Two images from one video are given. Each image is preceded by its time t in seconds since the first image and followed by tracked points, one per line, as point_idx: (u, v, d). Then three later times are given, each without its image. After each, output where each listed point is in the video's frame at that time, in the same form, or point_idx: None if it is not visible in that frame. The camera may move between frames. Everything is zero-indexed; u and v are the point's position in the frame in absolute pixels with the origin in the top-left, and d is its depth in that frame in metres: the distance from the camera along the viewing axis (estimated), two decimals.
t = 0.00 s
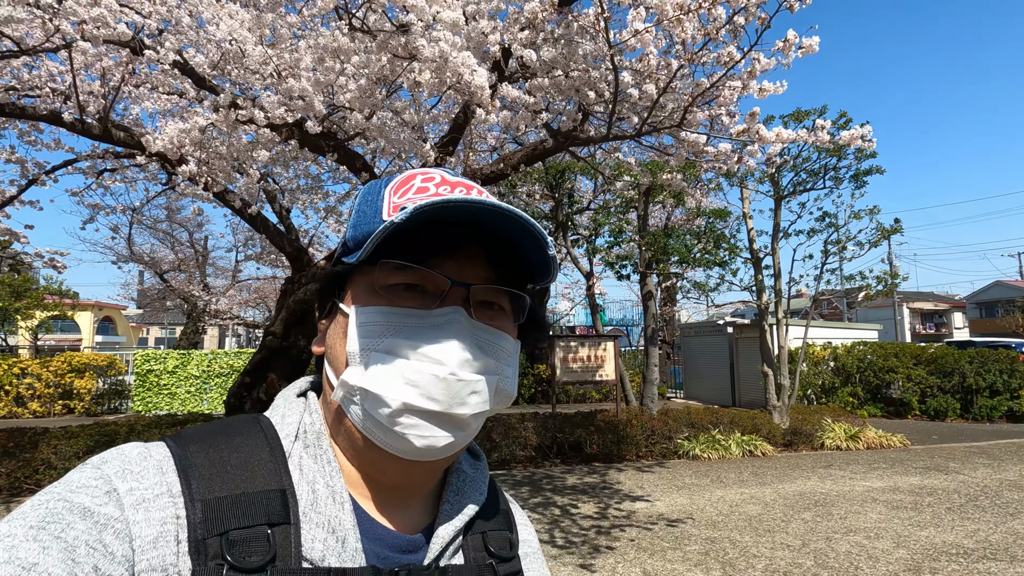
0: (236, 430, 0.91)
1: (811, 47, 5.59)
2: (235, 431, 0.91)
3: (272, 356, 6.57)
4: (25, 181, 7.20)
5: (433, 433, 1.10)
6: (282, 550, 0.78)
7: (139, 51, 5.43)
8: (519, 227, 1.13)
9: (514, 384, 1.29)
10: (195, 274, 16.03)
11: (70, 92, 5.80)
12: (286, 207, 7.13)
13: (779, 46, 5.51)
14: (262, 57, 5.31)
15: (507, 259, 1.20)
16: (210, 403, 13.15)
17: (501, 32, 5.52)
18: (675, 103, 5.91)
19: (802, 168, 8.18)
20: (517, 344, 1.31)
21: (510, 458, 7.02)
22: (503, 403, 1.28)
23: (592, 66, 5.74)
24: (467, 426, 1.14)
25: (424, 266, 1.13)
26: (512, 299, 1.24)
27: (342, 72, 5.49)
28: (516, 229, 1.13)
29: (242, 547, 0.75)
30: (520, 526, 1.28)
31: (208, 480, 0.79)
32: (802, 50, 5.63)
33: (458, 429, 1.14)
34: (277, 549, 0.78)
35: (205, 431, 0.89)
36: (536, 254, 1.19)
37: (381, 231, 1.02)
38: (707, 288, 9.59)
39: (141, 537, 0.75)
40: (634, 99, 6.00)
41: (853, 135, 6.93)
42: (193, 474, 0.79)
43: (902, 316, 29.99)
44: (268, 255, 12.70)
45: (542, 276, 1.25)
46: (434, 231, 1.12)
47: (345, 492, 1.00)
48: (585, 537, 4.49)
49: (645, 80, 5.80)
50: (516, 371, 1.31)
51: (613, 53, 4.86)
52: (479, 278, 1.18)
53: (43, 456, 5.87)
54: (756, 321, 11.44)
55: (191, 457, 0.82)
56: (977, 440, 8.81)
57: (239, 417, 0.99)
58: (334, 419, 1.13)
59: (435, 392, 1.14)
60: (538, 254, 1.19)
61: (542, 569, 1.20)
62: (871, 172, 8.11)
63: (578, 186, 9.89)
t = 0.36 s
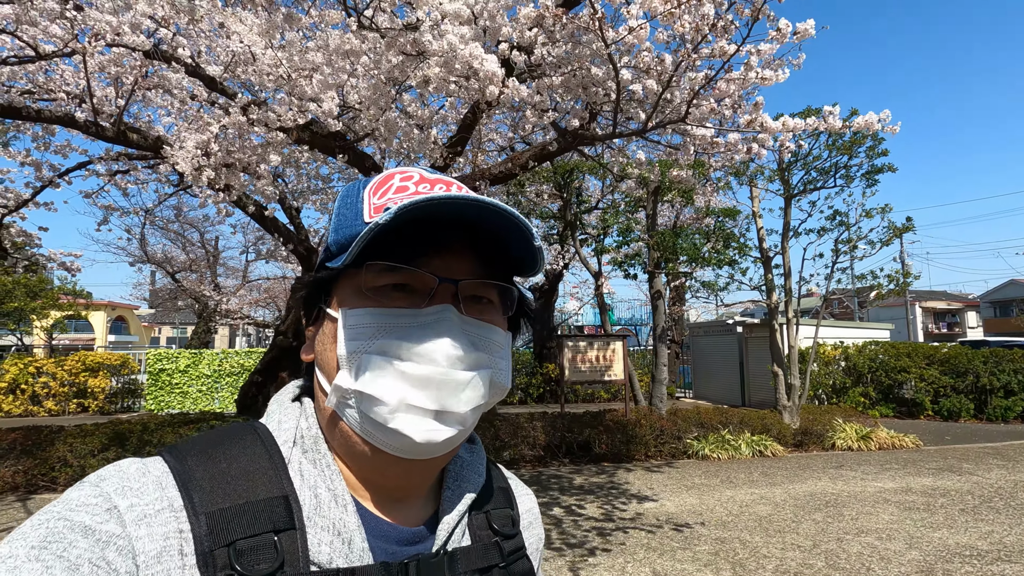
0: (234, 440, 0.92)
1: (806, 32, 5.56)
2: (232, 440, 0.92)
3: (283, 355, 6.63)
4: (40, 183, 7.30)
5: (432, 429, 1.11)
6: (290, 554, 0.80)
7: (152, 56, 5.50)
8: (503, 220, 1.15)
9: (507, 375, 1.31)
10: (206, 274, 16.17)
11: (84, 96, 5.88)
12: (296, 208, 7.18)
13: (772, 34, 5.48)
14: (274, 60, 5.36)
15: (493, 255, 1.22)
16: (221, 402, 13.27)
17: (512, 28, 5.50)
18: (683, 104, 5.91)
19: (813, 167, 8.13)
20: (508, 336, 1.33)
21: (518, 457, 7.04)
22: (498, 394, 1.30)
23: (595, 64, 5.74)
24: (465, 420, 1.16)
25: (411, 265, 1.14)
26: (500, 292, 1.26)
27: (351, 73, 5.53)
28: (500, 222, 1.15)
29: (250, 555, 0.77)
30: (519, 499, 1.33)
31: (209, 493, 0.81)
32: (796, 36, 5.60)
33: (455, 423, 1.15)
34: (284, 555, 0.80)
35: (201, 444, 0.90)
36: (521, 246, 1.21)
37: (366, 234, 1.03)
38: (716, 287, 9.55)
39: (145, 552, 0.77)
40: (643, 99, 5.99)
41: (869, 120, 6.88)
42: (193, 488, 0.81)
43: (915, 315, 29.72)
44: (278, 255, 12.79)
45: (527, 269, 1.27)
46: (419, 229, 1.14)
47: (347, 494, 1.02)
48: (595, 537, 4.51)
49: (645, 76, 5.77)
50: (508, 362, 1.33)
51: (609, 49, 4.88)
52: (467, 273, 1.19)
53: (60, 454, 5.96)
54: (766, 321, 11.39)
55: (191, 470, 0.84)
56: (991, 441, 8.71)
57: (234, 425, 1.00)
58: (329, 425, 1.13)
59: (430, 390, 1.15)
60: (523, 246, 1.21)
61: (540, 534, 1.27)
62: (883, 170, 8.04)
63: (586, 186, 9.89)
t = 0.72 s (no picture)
0: (250, 449, 0.93)
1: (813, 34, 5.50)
2: (248, 450, 0.92)
3: (292, 352, 6.67)
4: (51, 180, 7.36)
5: (445, 434, 1.12)
6: (311, 565, 0.82)
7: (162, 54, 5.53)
8: (503, 221, 1.16)
9: (515, 374, 1.32)
10: (215, 271, 16.27)
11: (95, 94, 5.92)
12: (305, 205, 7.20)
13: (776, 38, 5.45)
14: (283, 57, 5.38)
15: (495, 255, 1.22)
16: (231, 397, 13.37)
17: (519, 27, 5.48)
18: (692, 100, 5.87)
19: (823, 162, 8.06)
20: (513, 336, 1.34)
21: (526, 454, 7.06)
22: (508, 395, 1.31)
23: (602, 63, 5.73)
24: (476, 422, 1.17)
25: (413, 271, 1.15)
26: (504, 292, 1.27)
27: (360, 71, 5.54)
28: (500, 223, 1.16)
29: (271, 567, 0.79)
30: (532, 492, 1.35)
31: (228, 507, 0.82)
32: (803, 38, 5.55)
33: (467, 427, 1.16)
34: (305, 565, 0.81)
35: (217, 454, 0.91)
36: (522, 246, 1.22)
37: (366, 242, 1.03)
38: (725, 283, 9.50)
39: (164, 568, 0.78)
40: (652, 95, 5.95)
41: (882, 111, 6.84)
42: (210, 502, 0.82)
43: (924, 311, 29.56)
44: (286, 251, 12.86)
45: (529, 268, 1.28)
46: (417, 235, 1.14)
47: (364, 500, 1.04)
48: (605, 533, 4.51)
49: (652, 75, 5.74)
50: (515, 361, 1.34)
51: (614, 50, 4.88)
52: (469, 275, 1.20)
53: (74, 448, 6.03)
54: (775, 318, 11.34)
55: (208, 482, 0.84)
56: (1004, 439, 8.63)
57: (248, 435, 1.00)
58: (341, 435, 1.14)
59: (439, 395, 1.16)
60: (524, 246, 1.22)
61: (552, 525, 1.30)
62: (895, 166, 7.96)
63: (594, 182, 9.86)
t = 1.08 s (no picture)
0: (237, 453, 0.92)
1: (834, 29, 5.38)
2: (235, 455, 0.92)
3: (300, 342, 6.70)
4: (61, 171, 7.39)
5: (440, 439, 1.11)
6: (294, 574, 0.81)
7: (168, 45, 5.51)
8: (505, 216, 1.13)
9: (516, 376, 1.30)
10: (225, 261, 16.37)
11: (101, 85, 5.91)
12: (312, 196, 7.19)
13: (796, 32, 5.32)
14: (288, 46, 5.34)
15: (497, 253, 1.20)
16: (241, 386, 13.49)
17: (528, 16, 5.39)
18: (701, 87, 5.78)
19: (836, 150, 7.92)
20: (515, 336, 1.32)
21: (534, 444, 7.07)
22: (509, 398, 1.28)
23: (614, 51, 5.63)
24: (474, 427, 1.15)
25: (412, 268, 1.12)
26: (506, 291, 1.24)
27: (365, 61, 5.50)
28: (502, 219, 1.14)
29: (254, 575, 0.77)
30: (537, 499, 1.32)
31: (211, 512, 0.81)
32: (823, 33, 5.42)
33: (465, 430, 1.14)
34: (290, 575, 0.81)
35: (201, 458, 0.90)
36: (525, 243, 1.20)
37: (361, 238, 1.01)
38: (735, 274, 9.40)
39: None
40: (661, 83, 5.86)
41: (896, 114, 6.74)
42: (192, 509, 0.81)
43: (937, 302, 29.24)
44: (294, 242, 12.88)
45: (534, 266, 1.25)
46: (416, 231, 1.11)
47: (354, 507, 1.01)
48: (612, 524, 4.51)
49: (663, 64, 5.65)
50: (517, 363, 1.31)
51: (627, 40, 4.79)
52: (470, 273, 1.18)
53: (86, 437, 6.12)
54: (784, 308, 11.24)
55: (191, 488, 0.84)
56: (1016, 430, 8.54)
57: (237, 436, 0.99)
58: (335, 436, 1.13)
59: (437, 398, 1.13)
60: (528, 242, 1.19)
61: (558, 534, 1.26)
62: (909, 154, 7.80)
63: (602, 171, 9.77)
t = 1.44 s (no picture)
0: (189, 450, 0.91)
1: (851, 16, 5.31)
2: (188, 450, 0.91)
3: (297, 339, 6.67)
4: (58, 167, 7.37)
5: (407, 435, 1.08)
6: None
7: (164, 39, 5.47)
8: (483, 206, 1.10)
9: (489, 374, 1.27)
10: (227, 258, 16.37)
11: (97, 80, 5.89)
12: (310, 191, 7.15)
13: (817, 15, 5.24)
14: (281, 40, 5.28)
15: (473, 243, 1.17)
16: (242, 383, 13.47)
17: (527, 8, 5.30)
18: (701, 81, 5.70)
19: (838, 145, 7.84)
20: (490, 333, 1.29)
21: (532, 441, 7.04)
22: (482, 394, 1.25)
23: (615, 42, 5.58)
24: (443, 424, 1.13)
25: (384, 257, 1.10)
26: (480, 286, 1.22)
27: (361, 56, 5.47)
28: (480, 209, 1.11)
29: None
30: (506, 509, 1.31)
31: (154, 512, 0.79)
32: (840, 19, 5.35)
33: (433, 428, 1.12)
34: None
35: (149, 453, 0.89)
36: (503, 235, 1.17)
37: (330, 222, 0.98)
38: (736, 270, 9.32)
39: None
40: (660, 77, 5.80)
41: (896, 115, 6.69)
42: (132, 507, 0.79)
43: (942, 299, 29.10)
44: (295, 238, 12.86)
45: (510, 260, 1.23)
46: (389, 218, 1.08)
47: (312, 509, 1.00)
48: (609, 522, 4.46)
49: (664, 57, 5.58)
50: (489, 360, 1.29)
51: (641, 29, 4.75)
52: (444, 265, 1.15)
53: (83, 433, 6.12)
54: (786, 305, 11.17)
55: (134, 484, 0.83)
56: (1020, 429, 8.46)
57: (192, 433, 0.98)
58: (296, 433, 1.11)
59: (405, 394, 1.11)
60: (505, 234, 1.17)
61: (528, 545, 1.25)
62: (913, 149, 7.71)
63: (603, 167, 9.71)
